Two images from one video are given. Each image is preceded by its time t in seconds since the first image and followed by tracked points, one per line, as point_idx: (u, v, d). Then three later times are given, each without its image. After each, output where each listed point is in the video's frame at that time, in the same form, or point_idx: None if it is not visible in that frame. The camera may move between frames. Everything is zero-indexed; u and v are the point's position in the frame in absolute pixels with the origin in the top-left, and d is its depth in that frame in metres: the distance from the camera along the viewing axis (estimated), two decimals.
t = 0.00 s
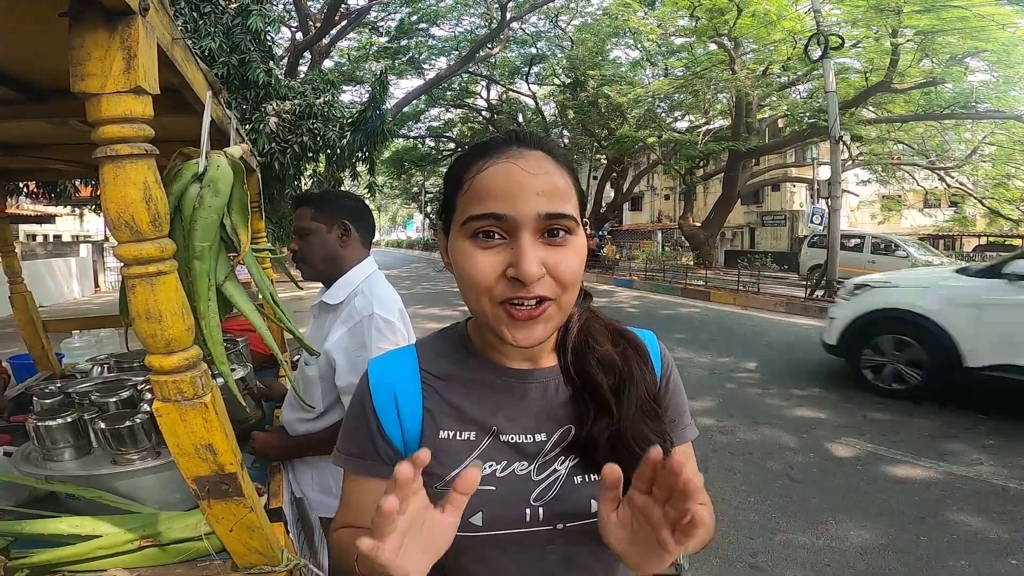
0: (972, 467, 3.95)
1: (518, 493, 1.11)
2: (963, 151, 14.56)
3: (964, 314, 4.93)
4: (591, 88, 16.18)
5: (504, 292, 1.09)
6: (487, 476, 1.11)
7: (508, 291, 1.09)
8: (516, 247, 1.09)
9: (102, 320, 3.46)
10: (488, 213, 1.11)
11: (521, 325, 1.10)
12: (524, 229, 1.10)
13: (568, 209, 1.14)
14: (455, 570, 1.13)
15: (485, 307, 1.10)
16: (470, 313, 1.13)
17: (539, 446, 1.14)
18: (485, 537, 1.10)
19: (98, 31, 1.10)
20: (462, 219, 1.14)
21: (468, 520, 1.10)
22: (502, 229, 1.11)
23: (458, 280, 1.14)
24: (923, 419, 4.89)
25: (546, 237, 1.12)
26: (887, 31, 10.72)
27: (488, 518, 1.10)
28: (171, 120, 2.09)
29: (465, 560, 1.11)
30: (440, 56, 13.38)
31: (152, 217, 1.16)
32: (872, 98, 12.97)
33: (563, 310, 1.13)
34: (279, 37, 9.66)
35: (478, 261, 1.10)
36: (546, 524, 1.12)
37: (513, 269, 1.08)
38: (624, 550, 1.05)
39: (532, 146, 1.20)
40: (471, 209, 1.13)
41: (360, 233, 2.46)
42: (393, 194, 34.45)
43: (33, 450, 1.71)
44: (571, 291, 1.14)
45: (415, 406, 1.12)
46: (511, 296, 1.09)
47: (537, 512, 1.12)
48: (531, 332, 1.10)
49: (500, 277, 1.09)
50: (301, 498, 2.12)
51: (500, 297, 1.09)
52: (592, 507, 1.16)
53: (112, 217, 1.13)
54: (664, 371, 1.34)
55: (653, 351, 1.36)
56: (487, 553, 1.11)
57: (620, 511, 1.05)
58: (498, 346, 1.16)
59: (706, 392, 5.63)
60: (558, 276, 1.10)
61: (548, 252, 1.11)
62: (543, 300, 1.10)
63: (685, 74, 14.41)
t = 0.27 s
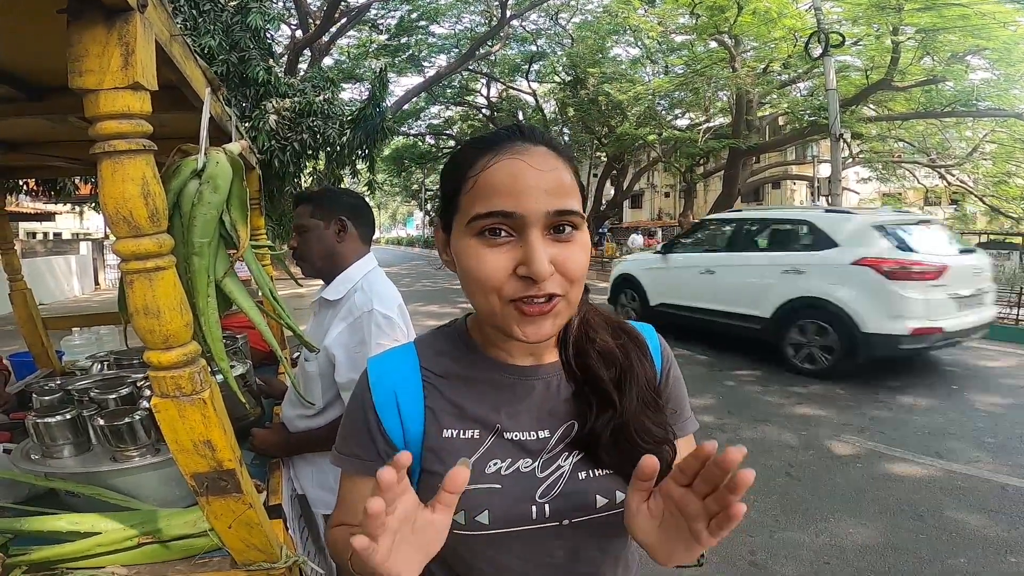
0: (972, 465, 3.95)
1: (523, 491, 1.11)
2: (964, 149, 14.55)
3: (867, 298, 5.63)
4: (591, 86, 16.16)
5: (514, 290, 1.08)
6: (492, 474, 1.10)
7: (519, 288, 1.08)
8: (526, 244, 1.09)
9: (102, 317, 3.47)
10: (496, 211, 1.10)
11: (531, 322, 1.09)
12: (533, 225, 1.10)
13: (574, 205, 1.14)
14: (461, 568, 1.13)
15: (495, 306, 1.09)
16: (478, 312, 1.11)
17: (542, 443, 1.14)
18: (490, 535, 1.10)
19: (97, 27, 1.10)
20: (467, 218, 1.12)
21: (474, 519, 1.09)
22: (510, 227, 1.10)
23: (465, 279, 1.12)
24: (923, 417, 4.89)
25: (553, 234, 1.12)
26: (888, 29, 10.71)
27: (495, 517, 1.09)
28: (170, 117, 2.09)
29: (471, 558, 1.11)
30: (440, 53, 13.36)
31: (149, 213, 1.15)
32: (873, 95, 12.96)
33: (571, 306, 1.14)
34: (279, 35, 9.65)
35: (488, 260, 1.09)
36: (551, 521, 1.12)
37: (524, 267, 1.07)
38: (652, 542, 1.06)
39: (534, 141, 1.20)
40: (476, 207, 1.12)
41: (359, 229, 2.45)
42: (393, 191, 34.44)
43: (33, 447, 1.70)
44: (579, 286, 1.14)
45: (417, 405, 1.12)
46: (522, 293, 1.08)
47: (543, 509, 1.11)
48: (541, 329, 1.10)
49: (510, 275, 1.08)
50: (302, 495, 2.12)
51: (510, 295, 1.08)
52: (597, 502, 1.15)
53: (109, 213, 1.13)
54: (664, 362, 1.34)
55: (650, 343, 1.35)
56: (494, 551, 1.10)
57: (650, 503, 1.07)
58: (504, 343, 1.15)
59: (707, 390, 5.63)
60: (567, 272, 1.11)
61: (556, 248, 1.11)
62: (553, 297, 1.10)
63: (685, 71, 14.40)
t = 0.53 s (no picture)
0: (972, 464, 3.96)
1: (523, 490, 1.11)
2: (963, 147, 14.55)
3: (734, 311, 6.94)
4: (590, 85, 16.16)
5: (536, 302, 1.08)
6: (492, 473, 1.10)
7: (541, 301, 1.08)
8: (549, 256, 1.09)
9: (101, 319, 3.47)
10: (520, 222, 1.09)
11: (553, 336, 1.10)
12: (556, 237, 1.10)
13: (590, 215, 1.15)
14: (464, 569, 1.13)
15: (517, 318, 1.09)
16: (496, 322, 1.10)
17: (541, 442, 1.14)
18: (491, 534, 1.10)
19: (92, 29, 1.10)
20: (487, 228, 1.11)
21: (475, 518, 1.09)
22: (533, 238, 1.10)
23: (483, 289, 1.11)
24: (922, 415, 4.90)
25: (571, 245, 1.13)
26: (886, 28, 10.71)
27: (495, 516, 1.09)
28: (168, 118, 2.09)
29: (472, 557, 1.11)
30: (439, 54, 13.35)
31: (146, 214, 1.15)
32: (872, 94, 12.97)
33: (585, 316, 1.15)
34: (277, 36, 9.65)
35: (512, 272, 1.08)
36: (552, 520, 1.12)
37: (550, 280, 1.07)
38: (635, 539, 1.07)
39: (547, 147, 1.19)
40: (498, 218, 1.10)
41: (358, 229, 2.45)
42: (392, 191, 34.43)
43: (32, 448, 1.71)
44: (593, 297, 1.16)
45: (415, 405, 1.12)
46: (543, 306, 1.09)
47: (544, 508, 1.12)
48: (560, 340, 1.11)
49: (534, 287, 1.08)
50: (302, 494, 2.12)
51: (534, 308, 1.08)
52: (597, 500, 1.16)
53: (107, 214, 1.13)
54: (658, 359, 1.35)
55: (643, 338, 1.37)
56: (494, 550, 1.11)
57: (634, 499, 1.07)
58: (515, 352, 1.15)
59: (706, 389, 5.63)
60: (586, 284, 1.12)
61: (576, 259, 1.12)
62: (573, 309, 1.11)
63: (684, 71, 14.39)
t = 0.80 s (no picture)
0: (973, 463, 3.95)
1: (526, 488, 1.11)
2: (966, 146, 14.51)
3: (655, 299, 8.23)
4: (592, 84, 16.15)
5: (538, 289, 1.08)
6: (495, 472, 1.10)
7: (543, 288, 1.08)
8: (550, 244, 1.09)
9: (103, 317, 3.47)
10: (522, 210, 1.09)
11: (554, 320, 1.10)
12: (557, 226, 1.10)
13: (591, 206, 1.16)
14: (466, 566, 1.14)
15: (517, 304, 1.08)
16: (496, 310, 1.10)
17: (545, 441, 1.14)
18: (493, 532, 1.10)
19: (96, 27, 1.11)
20: (488, 218, 1.11)
21: (478, 516, 1.09)
22: (534, 227, 1.10)
23: (484, 278, 1.11)
24: (924, 415, 4.89)
25: (572, 234, 1.13)
26: (889, 27, 10.68)
27: (498, 514, 1.09)
28: (171, 117, 2.09)
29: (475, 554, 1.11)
30: (441, 52, 13.34)
31: (150, 211, 1.16)
32: (875, 93, 12.94)
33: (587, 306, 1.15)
34: (279, 34, 9.66)
35: (513, 258, 1.08)
36: (555, 517, 1.12)
37: (552, 266, 1.07)
38: (642, 562, 1.09)
39: (546, 140, 1.20)
40: (499, 207, 1.11)
41: (361, 227, 2.45)
42: (394, 190, 34.42)
43: (35, 446, 1.71)
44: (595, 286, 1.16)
45: (418, 402, 1.13)
46: (545, 292, 1.09)
47: (546, 506, 1.11)
48: (561, 328, 1.11)
49: (535, 274, 1.08)
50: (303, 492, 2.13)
51: (535, 295, 1.08)
52: (599, 498, 1.16)
53: (110, 210, 1.13)
54: (660, 358, 1.34)
55: (646, 338, 1.36)
56: (497, 547, 1.11)
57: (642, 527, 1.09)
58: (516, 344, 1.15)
59: (708, 388, 5.63)
60: (587, 272, 1.12)
61: (577, 248, 1.12)
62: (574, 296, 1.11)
63: (686, 70, 14.36)
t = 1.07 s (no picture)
0: (974, 464, 3.95)
1: (526, 490, 1.11)
2: (966, 147, 14.51)
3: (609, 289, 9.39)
4: (592, 86, 16.19)
5: (511, 249, 1.09)
6: (495, 472, 1.11)
7: (516, 246, 1.09)
8: (520, 206, 1.11)
9: (104, 319, 3.48)
10: (491, 179, 1.13)
11: (532, 278, 1.09)
12: (526, 189, 1.12)
13: (566, 176, 1.18)
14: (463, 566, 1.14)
15: (494, 267, 1.09)
16: (479, 278, 1.12)
17: (546, 442, 1.14)
18: (492, 533, 1.10)
19: (98, 31, 1.11)
20: (464, 193, 1.15)
21: (477, 517, 1.10)
22: (504, 194, 1.12)
23: (465, 250, 1.14)
24: (924, 415, 4.89)
25: (547, 201, 1.14)
26: (888, 28, 10.69)
27: (497, 515, 1.10)
28: (172, 119, 2.10)
29: (473, 555, 1.11)
30: (441, 55, 13.36)
31: (152, 214, 1.16)
32: (874, 94, 12.95)
33: (571, 268, 1.13)
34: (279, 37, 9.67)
35: (486, 223, 1.10)
36: (553, 520, 1.12)
37: (520, 224, 1.09)
38: (643, 567, 1.10)
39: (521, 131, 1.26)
40: (472, 181, 1.15)
41: (362, 230, 2.46)
42: (394, 192, 34.43)
43: (36, 448, 1.71)
44: (577, 248, 1.14)
45: (419, 402, 1.13)
46: (520, 252, 1.09)
47: (545, 508, 1.12)
48: (542, 287, 1.10)
49: (507, 235, 1.09)
50: (303, 494, 2.12)
51: (509, 254, 1.09)
52: (599, 502, 1.16)
53: (113, 213, 1.14)
54: (669, 367, 1.35)
55: (656, 345, 1.36)
56: (494, 549, 1.11)
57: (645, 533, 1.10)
58: (510, 321, 1.16)
59: (709, 389, 5.62)
60: (562, 233, 1.12)
61: (551, 212, 1.13)
62: (549, 254, 1.10)
63: (686, 72, 14.36)
